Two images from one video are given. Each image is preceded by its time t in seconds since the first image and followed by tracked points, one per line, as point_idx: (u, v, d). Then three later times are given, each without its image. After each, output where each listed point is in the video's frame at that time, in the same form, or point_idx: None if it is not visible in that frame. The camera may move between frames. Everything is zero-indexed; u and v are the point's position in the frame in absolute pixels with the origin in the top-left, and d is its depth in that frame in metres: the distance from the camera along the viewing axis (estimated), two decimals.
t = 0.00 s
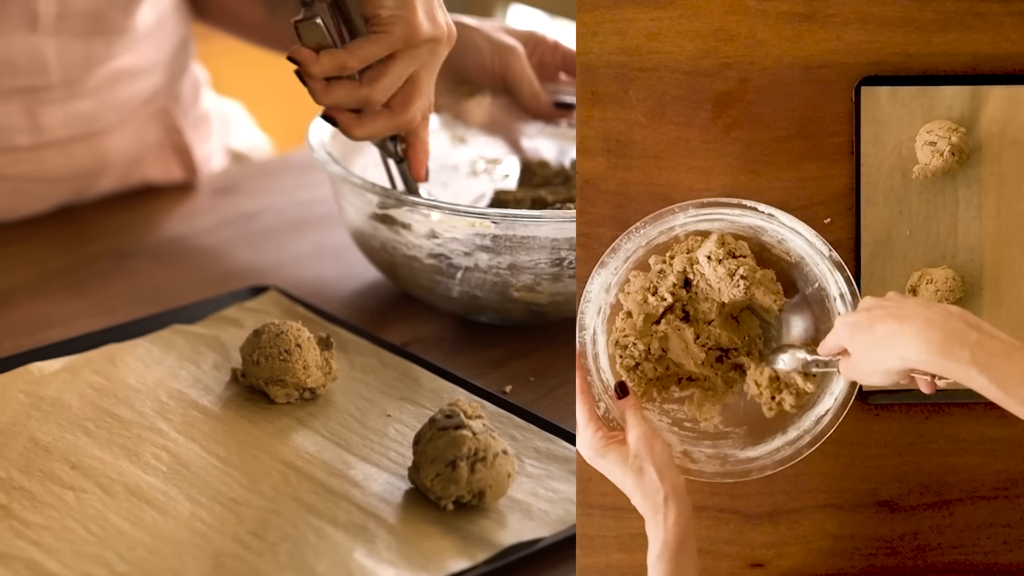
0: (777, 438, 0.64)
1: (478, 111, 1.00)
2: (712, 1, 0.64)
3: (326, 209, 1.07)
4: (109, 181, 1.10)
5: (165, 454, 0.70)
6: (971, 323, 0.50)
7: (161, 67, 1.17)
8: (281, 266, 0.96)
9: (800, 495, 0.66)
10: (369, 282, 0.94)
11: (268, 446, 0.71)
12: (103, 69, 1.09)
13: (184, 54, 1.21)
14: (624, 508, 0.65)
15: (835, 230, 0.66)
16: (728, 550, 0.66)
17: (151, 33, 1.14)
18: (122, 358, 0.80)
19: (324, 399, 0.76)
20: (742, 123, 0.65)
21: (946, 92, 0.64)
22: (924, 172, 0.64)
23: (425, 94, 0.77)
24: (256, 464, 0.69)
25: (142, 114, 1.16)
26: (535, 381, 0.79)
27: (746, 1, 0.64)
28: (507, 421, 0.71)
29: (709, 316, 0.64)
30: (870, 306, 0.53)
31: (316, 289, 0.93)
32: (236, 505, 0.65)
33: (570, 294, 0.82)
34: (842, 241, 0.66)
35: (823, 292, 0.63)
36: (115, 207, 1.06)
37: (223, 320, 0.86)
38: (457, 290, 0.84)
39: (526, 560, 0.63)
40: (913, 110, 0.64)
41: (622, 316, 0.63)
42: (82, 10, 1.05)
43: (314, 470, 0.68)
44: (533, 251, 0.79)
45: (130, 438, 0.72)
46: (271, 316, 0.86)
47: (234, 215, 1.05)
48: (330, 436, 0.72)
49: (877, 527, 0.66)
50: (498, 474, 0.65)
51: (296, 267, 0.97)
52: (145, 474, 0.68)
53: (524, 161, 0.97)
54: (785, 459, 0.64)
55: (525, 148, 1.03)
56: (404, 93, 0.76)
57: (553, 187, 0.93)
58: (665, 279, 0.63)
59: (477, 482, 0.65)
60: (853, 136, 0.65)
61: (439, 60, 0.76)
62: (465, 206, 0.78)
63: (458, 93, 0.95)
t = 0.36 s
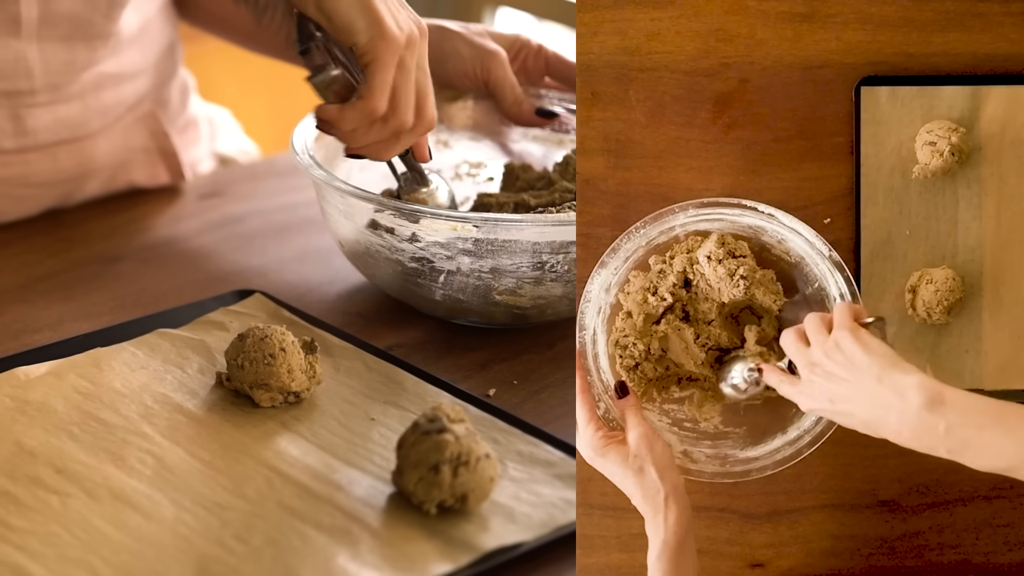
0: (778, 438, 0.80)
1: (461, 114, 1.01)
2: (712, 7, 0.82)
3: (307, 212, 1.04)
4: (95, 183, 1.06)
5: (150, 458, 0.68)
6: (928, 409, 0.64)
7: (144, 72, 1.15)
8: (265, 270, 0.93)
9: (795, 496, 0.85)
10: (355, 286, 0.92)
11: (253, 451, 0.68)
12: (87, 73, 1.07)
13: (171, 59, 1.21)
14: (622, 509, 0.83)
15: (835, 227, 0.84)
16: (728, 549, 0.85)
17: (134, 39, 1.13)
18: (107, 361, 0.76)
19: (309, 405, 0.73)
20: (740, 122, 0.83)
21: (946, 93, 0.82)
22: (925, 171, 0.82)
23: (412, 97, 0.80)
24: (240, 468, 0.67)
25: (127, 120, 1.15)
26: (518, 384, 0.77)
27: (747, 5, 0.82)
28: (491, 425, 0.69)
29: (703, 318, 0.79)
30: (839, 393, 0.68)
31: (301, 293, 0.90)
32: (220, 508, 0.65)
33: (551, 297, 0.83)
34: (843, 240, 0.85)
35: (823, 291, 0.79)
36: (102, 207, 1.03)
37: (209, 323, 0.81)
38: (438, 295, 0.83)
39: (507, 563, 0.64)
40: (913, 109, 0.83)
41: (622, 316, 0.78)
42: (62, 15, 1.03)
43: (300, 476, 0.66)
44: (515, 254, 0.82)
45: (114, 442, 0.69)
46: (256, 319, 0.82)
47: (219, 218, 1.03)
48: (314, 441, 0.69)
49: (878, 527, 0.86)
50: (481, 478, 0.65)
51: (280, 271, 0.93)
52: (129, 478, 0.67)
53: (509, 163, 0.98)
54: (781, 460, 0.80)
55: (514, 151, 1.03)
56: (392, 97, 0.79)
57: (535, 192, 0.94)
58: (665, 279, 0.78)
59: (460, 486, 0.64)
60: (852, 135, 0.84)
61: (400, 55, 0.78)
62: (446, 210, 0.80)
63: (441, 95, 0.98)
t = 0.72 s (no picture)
0: (779, 437, 0.88)
1: (452, 118, 0.99)
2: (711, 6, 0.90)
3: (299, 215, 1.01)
4: (87, 189, 0.96)
5: (142, 464, 0.67)
6: (908, 371, 0.74)
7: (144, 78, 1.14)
8: (256, 273, 0.89)
9: (797, 494, 0.95)
10: (347, 289, 0.90)
11: (246, 454, 0.67)
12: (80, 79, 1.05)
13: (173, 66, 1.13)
14: (623, 509, 0.91)
15: (836, 229, 0.94)
16: (730, 549, 0.94)
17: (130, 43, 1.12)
18: (100, 366, 0.75)
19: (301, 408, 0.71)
20: (740, 124, 0.92)
21: (946, 93, 0.93)
22: (925, 171, 0.93)
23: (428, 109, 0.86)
24: (232, 474, 0.66)
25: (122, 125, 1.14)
26: (510, 389, 0.75)
27: (747, 5, 0.90)
28: (484, 430, 0.68)
29: (705, 317, 0.87)
30: (829, 362, 0.77)
31: (293, 297, 0.87)
32: (212, 514, 0.65)
33: (543, 301, 0.84)
34: (842, 239, 0.94)
35: (823, 290, 0.88)
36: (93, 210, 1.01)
37: (201, 328, 0.79)
38: (432, 298, 0.83)
39: (499, 570, 0.65)
40: (913, 109, 0.94)
41: (622, 318, 0.84)
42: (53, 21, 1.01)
43: (293, 481, 0.66)
44: (507, 257, 0.84)
45: (107, 447, 0.68)
46: (249, 324, 0.80)
47: (210, 222, 0.98)
48: (306, 444, 0.69)
49: (881, 526, 0.96)
50: (474, 483, 0.64)
51: (272, 275, 0.90)
52: (121, 483, 0.66)
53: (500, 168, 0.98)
54: (783, 459, 0.89)
55: (504, 155, 1.03)
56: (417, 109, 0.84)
57: (527, 195, 0.94)
58: (664, 279, 0.85)
59: (453, 492, 0.63)
60: (851, 138, 0.93)
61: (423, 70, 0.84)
62: (437, 214, 0.82)
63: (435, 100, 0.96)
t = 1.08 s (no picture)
0: (778, 440, 0.92)
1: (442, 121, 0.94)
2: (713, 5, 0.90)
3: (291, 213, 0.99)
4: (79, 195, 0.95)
5: (133, 468, 0.68)
6: (948, 336, 0.72)
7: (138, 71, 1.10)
8: (247, 277, 0.89)
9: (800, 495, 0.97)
10: (337, 292, 0.89)
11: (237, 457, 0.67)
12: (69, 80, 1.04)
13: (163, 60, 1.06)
14: (622, 508, 0.92)
15: (834, 229, 0.96)
16: (729, 549, 0.96)
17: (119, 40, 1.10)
18: (91, 370, 0.74)
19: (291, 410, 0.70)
20: (739, 122, 0.92)
21: (947, 93, 0.93)
22: (923, 171, 0.93)
23: (442, 115, 0.82)
24: (223, 476, 0.66)
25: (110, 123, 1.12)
26: (500, 393, 0.74)
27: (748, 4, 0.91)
28: (475, 433, 0.68)
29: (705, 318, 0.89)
30: (866, 318, 0.74)
31: (284, 301, 0.87)
32: (203, 519, 0.66)
33: (533, 304, 0.83)
34: (839, 240, 0.96)
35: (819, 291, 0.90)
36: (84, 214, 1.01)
37: (191, 332, 0.78)
38: (420, 301, 0.82)
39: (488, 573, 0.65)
40: (912, 109, 0.94)
41: (622, 317, 0.87)
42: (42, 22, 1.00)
43: (284, 485, 0.66)
44: (497, 261, 0.80)
45: (98, 451, 0.69)
46: (240, 327, 0.80)
47: (201, 225, 0.96)
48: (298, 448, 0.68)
49: (879, 526, 0.97)
50: (464, 487, 0.64)
51: (264, 278, 0.90)
52: (112, 488, 0.67)
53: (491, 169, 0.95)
54: (781, 460, 0.92)
55: (496, 158, 0.98)
56: (421, 111, 0.81)
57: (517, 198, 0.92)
58: (663, 279, 0.88)
59: (443, 495, 0.64)
60: (850, 138, 0.94)
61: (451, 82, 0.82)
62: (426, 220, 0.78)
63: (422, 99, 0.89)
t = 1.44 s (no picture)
0: (778, 440, 0.93)
1: (431, 120, 1.02)
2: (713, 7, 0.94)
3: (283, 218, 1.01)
4: (71, 196, 0.93)
5: (122, 468, 0.67)
6: (912, 397, 0.76)
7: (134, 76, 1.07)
8: (236, 276, 0.89)
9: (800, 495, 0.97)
10: (328, 293, 0.89)
11: (226, 457, 0.67)
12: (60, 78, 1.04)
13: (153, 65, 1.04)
14: (622, 509, 0.92)
15: (834, 229, 0.98)
16: (729, 549, 0.96)
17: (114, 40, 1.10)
18: (80, 370, 0.74)
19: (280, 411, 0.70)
20: (741, 123, 0.95)
21: (944, 93, 0.96)
22: (924, 171, 0.96)
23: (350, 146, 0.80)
24: (212, 475, 0.66)
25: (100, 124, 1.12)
26: (489, 392, 0.74)
27: (748, 5, 0.94)
28: (463, 433, 0.68)
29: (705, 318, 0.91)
30: (828, 380, 0.79)
31: (274, 300, 0.86)
32: (191, 517, 0.65)
33: (522, 305, 0.83)
34: (838, 240, 0.98)
35: (824, 292, 0.93)
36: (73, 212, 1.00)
37: (181, 331, 0.78)
38: (410, 301, 0.82)
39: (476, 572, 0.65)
40: (910, 108, 0.97)
41: (621, 317, 0.89)
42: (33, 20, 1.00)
43: (272, 483, 0.65)
44: (486, 261, 0.83)
45: (87, 451, 0.68)
46: (229, 327, 0.79)
47: (192, 224, 0.96)
48: (286, 448, 0.67)
49: (880, 526, 0.98)
50: (451, 485, 0.64)
51: (254, 278, 0.89)
52: (101, 487, 0.66)
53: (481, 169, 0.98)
54: (781, 460, 0.93)
55: (484, 157, 1.02)
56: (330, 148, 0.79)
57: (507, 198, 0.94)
58: (665, 279, 0.89)
59: (431, 494, 0.64)
60: (851, 138, 0.97)
61: (367, 134, 0.79)
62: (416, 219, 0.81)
63: (414, 103, 1.01)
